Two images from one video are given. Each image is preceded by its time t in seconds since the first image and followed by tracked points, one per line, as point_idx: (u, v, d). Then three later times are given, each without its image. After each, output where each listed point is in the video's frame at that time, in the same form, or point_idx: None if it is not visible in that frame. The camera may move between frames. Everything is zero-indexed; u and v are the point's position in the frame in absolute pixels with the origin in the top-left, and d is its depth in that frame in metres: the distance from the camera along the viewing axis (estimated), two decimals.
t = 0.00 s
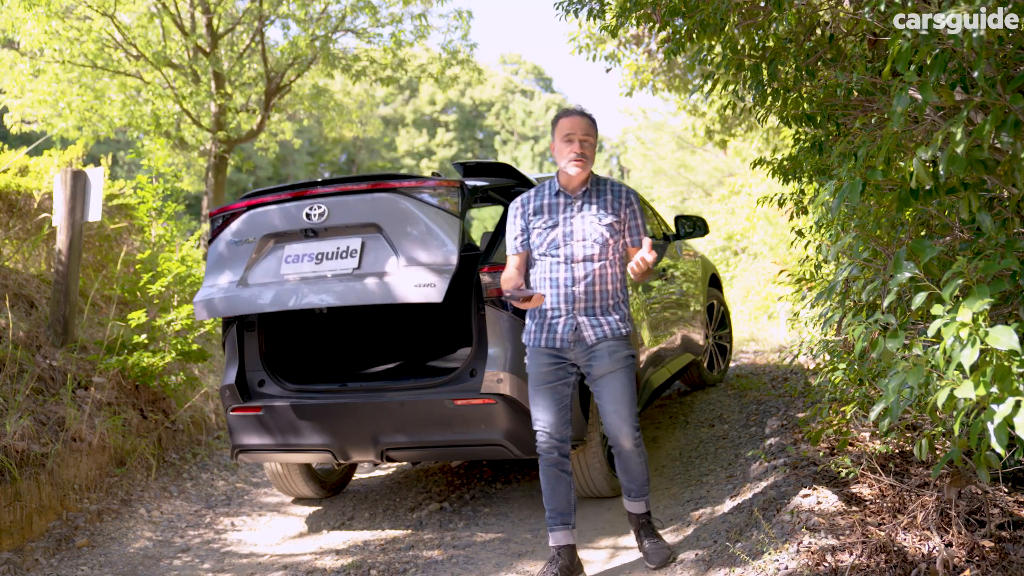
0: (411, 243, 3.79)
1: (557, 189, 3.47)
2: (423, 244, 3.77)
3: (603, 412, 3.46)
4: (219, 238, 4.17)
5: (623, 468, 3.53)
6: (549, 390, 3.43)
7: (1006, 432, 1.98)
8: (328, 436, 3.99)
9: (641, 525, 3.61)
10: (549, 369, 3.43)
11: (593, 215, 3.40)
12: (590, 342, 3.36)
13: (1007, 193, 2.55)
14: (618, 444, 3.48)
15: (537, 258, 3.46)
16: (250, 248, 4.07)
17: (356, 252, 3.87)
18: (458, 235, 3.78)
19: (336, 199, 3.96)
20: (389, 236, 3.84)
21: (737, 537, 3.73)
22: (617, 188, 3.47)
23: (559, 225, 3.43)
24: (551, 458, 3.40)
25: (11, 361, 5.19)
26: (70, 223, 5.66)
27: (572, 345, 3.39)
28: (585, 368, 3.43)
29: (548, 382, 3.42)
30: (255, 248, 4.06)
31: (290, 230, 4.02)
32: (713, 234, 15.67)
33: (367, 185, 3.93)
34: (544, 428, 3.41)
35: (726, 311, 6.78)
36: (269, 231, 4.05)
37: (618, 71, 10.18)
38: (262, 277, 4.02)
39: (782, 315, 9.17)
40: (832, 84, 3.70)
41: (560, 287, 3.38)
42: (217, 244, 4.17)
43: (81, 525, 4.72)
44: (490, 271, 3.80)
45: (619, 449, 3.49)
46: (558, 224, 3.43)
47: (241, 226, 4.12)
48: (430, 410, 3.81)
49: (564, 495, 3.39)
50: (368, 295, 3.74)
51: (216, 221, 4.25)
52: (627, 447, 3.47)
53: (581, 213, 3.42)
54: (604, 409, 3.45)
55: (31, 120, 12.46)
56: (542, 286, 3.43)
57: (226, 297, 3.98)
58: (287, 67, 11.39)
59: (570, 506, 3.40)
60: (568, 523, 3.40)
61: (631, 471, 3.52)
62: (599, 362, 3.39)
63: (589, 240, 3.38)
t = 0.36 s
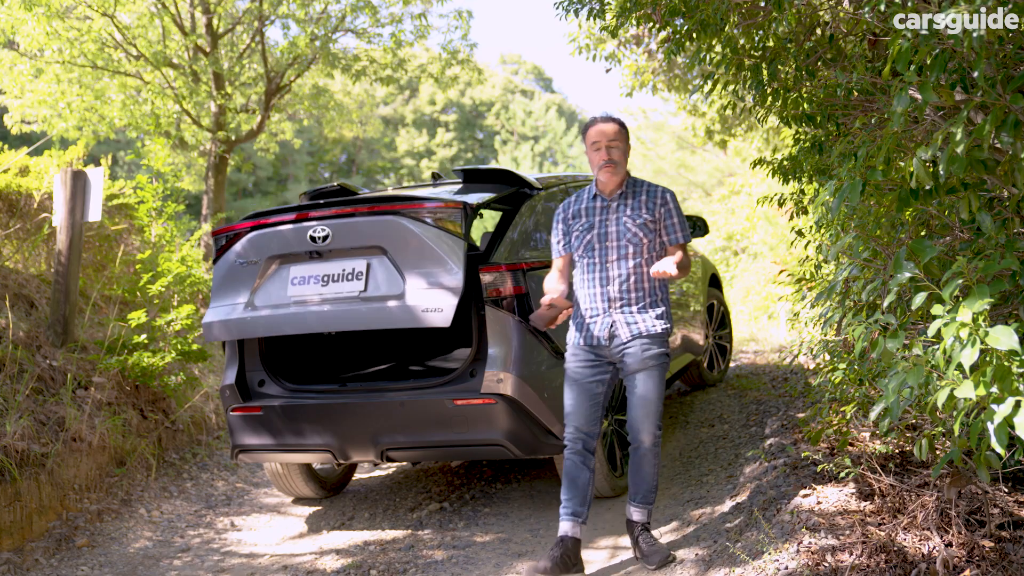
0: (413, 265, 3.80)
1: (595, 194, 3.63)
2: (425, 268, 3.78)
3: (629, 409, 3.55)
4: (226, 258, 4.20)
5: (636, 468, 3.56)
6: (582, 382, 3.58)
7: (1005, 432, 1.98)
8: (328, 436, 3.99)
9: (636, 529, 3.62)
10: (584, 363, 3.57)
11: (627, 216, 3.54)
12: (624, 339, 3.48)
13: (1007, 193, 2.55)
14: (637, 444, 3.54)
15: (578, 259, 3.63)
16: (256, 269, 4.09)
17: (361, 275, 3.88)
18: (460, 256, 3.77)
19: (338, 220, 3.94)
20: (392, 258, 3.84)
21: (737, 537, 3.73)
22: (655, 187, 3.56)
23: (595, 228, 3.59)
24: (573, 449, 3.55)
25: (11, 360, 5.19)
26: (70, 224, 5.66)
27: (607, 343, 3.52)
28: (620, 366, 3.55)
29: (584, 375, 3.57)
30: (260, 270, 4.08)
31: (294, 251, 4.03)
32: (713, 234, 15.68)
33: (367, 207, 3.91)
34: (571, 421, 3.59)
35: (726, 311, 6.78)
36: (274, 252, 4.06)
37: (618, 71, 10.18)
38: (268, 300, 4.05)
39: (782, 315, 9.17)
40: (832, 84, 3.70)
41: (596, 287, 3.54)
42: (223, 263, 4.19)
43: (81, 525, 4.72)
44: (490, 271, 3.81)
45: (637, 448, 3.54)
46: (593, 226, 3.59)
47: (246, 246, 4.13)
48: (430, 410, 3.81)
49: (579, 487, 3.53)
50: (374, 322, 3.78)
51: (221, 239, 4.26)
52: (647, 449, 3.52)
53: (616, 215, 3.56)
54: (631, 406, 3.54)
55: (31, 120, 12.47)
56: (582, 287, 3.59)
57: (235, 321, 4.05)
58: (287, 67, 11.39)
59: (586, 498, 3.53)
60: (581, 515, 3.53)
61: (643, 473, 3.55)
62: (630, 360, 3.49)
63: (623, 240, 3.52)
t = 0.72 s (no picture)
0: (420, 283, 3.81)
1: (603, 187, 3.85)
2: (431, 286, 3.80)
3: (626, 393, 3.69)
4: (228, 275, 4.18)
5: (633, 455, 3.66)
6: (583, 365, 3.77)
7: (1006, 432, 1.98)
8: (328, 436, 4.00)
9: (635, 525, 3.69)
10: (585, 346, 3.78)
11: (622, 205, 3.70)
12: (617, 327, 3.65)
13: (1007, 193, 2.55)
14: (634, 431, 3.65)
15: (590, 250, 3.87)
16: (261, 288, 4.09)
17: (368, 293, 3.89)
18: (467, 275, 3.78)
19: (340, 239, 3.91)
20: (398, 277, 3.85)
21: (737, 537, 3.73)
22: (653, 173, 3.65)
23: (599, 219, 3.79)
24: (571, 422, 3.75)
25: (11, 361, 5.19)
26: (70, 223, 5.66)
27: (604, 328, 3.72)
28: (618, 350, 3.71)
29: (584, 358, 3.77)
30: (265, 288, 4.08)
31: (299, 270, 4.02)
32: (713, 234, 15.68)
33: (370, 226, 3.88)
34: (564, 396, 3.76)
35: (726, 311, 6.77)
36: (279, 271, 4.06)
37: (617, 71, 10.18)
38: (275, 319, 4.05)
39: (782, 315, 9.17)
40: (832, 84, 3.70)
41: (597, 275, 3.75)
42: (226, 279, 4.18)
43: (81, 525, 4.72)
44: (490, 272, 3.82)
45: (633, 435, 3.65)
46: (598, 217, 3.80)
47: (249, 262, 4.11)
48: (430, 411, 3.81)
49: (589, 449, 3.81)
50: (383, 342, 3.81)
51: (222, 254, 4.23)
52: (642, 436, 3.62)
53: (613, 205, 3.74)
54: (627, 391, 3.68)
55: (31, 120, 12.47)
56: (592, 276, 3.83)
57: (243, 341, 4.07)
58: (287, 67, 11.39)
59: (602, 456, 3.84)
60: (602, 470, 3.85)
61: (640, 461, 3.64)
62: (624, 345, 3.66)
63: (617, 230, 3.69)
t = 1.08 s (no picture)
0: (424, 297, 3.83)
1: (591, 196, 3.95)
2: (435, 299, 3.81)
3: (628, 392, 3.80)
4: (233, 286, 4.18)
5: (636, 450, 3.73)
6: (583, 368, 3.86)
7: (1006, 432, 1.98)
8: (328, 436, 4.00)
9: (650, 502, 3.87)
10: (583, 350, 3.88)
11: (617, 214, 3.82)
12: (617, 330, 3.78)
13: (1007, 193, 2.54)
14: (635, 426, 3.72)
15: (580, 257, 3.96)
16: (266, 300, 4.10)
17: (372, 306, 3.90)
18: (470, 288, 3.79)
19: (344, 253, 3.91)
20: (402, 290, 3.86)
21: (737, 538, 3.73)
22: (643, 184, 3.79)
23: (591, 228, 3.89)
24: (586, 430, 3.85)
25: (11, 361, 5.19)
26: (70, 224, 5.66)
27: (603, 332, 3.83)
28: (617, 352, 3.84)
29: (583, 362, 3.86)
30: (270, 300, 4.09)
31: (302, 283, 4.03)
32: (713, 234, 15.69)
33: (374, 239, 3.88)
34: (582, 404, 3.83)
35: (726, 311, 6.77)
36: (283, 284, 4.06)
37: (617, 71, 10.18)
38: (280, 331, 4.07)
39: (782, 315, 9.18)
40: (832, 84, 3.70)
41: (592, 282, 3.85)
42: (230, 290, 4.18)
43: (81, 525, 4.72)
44: (490, 272, 3.81)
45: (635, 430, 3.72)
46: (589, 226, 3.90)
47: (253, 274, 4.11)
48: (430, 410, 3.80)
49: (602, 460, 3.87)
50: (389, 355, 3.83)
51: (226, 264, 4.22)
52: (645, 422, 3.70)
53: (606, 214, 3.85)
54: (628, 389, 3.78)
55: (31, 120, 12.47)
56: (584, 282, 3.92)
57: (250, 352, 4.09)
58: (287, 66, 11.39)
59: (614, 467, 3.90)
60: (613, 482, 3.90)
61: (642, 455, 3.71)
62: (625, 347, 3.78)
63: (612, 238, 3.81)
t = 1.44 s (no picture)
0: (428, 308, 3.83)
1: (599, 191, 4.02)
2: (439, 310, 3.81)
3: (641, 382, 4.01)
4: (237, 297, 4.19)
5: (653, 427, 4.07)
6: (596, 361, 3.96)
7: (1005, 432, 1.97)
8: (328, 436, 4.00)
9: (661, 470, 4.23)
10: (595, 342, 3.97)
11: (631, 210, 3.94)
12: (632, 322, 3.93)
13: (1007, 193, 2.54)
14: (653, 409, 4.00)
15: (585, 251, 4.02)
16: (270, 311, 4.10)
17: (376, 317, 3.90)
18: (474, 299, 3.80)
19: (348, 264, 3.91)
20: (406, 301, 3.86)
21: (737, 537, 3.73)
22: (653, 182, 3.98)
23: (602, 221, 3.97)
24: (601, 422, 3.98)
25: (11, 360, 5.19)
26: (70, 224, 5.66)
27: (616, 324, 3.95)
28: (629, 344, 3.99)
29: (596, 355, 3.96)
30: (273, 311, 4.09)
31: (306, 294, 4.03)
32: (713, 234, 15.69)
33: (377, 251, 3.88)
34: (594, 399, 3.95)
35: (726, 311, 6.77)
36: (287, 295, 4.07)
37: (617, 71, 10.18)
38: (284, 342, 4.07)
39: (782, 315, 9.18)
40: (832, 84, 3.71)
41: (605, 275, 3.95)
42: (235, 301, 4.19)
43: (81, 525, 4.72)
44: (490, 272, 3.82)
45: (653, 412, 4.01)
46: (601, 220, 3.97)
47: (257, 285, 4.12)
48: (429, 410, 3.79)
49: (613, 451, 4.00)
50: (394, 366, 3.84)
51: (229, 275, 4.23)
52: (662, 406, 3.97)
53: (619, 209, 3.95)
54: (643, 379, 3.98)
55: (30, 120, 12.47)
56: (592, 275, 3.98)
57: (257, 363, 4.10)
58: (287, 66, 11.38)
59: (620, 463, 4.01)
60: (619, 478, 4.00)
61: (659, 431, 4.06)
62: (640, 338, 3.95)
63: (628, 233, 3.93)
